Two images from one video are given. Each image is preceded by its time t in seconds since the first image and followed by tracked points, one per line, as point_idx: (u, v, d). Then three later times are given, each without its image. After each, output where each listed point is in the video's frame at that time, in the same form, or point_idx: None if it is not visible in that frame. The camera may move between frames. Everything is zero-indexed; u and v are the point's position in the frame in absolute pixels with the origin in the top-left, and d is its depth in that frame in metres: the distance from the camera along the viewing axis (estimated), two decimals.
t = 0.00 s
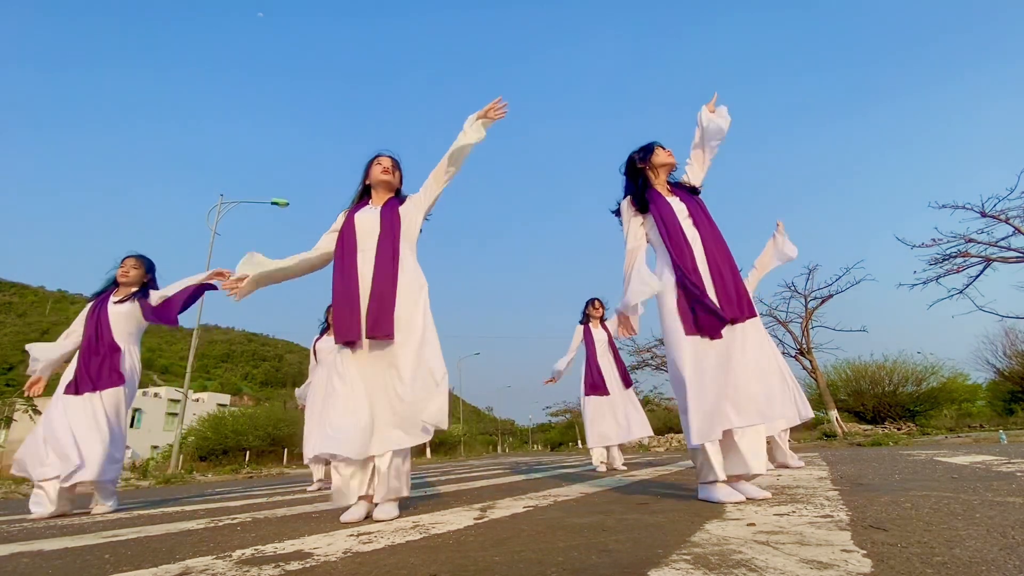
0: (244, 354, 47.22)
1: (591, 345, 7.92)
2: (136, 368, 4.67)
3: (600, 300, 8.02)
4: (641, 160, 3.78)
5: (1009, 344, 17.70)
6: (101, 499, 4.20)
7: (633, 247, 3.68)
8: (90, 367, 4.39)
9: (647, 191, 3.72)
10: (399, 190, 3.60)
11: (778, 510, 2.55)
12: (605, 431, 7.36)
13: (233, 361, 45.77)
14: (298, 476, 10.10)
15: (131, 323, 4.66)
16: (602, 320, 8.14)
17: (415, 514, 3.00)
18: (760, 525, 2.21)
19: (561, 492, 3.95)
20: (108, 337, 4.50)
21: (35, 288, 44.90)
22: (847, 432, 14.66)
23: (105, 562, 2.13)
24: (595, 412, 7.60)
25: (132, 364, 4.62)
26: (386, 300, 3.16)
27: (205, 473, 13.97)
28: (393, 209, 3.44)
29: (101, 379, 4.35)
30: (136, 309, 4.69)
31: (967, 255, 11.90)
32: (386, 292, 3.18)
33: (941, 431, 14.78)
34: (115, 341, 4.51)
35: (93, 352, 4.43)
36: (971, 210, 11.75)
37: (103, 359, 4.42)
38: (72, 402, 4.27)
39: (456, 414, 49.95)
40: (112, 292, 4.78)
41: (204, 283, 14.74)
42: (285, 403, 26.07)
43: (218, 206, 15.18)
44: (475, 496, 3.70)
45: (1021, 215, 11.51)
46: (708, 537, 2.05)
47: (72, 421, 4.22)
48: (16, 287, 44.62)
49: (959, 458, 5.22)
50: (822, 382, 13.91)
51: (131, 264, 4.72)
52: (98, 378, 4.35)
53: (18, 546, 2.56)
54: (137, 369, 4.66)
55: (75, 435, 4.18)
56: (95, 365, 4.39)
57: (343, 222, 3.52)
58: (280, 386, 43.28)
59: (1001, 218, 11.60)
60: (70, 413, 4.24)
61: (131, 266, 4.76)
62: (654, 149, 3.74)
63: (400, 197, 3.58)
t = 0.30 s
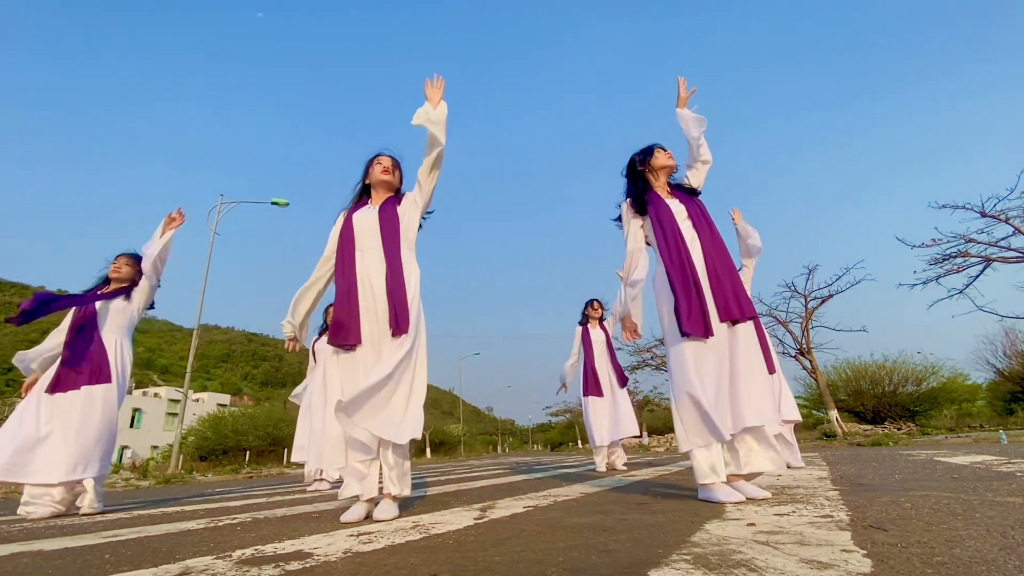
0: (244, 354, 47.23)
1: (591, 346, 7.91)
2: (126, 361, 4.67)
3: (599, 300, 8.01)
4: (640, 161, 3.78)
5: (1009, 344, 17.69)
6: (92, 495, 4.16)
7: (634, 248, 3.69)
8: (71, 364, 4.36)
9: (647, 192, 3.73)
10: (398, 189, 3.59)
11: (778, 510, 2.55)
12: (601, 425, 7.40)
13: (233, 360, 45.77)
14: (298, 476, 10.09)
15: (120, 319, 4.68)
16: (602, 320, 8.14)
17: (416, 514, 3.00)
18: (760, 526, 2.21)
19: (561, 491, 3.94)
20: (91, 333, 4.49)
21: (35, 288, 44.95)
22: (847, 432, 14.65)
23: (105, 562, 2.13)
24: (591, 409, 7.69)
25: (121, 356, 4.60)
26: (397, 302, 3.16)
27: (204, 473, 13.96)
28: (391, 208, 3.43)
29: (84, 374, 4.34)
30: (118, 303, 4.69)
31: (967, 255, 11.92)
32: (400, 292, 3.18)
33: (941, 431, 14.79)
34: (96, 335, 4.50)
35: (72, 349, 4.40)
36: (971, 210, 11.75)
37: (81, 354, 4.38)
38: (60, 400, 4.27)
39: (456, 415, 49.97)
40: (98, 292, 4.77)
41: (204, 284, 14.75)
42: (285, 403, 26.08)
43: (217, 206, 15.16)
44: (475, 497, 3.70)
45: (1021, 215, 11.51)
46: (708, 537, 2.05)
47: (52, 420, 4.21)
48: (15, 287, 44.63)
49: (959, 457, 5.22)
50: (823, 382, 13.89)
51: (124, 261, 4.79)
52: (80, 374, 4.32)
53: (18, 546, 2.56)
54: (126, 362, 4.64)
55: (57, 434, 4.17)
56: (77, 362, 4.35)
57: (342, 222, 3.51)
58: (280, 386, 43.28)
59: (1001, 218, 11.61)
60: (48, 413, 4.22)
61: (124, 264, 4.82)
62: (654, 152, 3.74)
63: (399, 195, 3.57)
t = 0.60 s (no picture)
0: (244, 354, 47.24)
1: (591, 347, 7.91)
2: (126, 359, 4.64)
3: (599, 301, 8.00)
4: (642, 164, 3.78)
5: (1009, 344, 17.69)
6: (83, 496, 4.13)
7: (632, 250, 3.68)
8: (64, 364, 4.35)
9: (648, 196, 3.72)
10: (398, 188, 3.58)
11: (778, 510, 2.55)
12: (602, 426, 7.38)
13: (233, 360, 45.78)
14: (298, 477, 10.10)
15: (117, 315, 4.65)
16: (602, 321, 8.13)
17: (416, 514, 3.00)
18: (760, 526, 2.21)
19: (561, 492, 3.94)
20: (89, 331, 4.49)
21: (35, 288, 44.98)
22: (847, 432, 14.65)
23: (105, 562, 2.13)
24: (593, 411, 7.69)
25: (121, 353, 4.57)
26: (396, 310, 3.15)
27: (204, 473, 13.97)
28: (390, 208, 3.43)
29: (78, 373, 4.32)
30: (116, 302, 4.68)
31: (967, 256, 11.95)
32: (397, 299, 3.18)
33: (941, 431, 14.79)
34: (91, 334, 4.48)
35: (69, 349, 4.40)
36: (971, 210, 11.78)
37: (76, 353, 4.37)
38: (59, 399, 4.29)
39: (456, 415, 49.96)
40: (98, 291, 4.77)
41: (204, 284, 14.75)
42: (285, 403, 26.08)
43: (217, 206, 15.15)
44: (475, 496, 3.70)
45: (1021, 215, 11.54)
46: (707, 537, 2.05)
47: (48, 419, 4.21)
48: (15, 287, 44.63)
49: (959, 458, 5.22)
50: (823, 382, 13.88)
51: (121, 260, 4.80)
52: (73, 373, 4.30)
53: (18, 546, 2.56)
54: (126, 357, 4.61)
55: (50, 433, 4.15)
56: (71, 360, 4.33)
57: (341, 222, 3.51)
58: (280, 386, 43.26)
59: (1001, 218, 11.63)
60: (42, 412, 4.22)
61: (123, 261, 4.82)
62: (656, 153, 3.73)
63: (399, 195, 3.57)
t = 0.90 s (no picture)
0: (244, 354, 47.24)
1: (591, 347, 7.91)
2: (128, 359, 4.63)
3: (599, 301, 8.01)
4: (643, 165, 3.76)
5: (1009, 344, 17.69)
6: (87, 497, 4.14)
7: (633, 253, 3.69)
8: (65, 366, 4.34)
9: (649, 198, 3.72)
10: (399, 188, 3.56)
11: (778, 510, 2.55)
12: (603, 435, 7.30)
13: (233, 360, 45.78)
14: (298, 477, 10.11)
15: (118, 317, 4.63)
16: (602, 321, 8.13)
17: (416, 515, 3.00)
18: (760, 525, 2.21)
19: (561, 491, 3.94)
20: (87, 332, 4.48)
21: (35, 287, 45.01)
22: (847, 432, 14.66)
23: (105, 562, 2.13)
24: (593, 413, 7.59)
25: (122, 354, 4.56)
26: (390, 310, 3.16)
27: (205, 473, 13.98)
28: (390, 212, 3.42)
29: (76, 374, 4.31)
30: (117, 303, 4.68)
31: (967, 256, 11.96)
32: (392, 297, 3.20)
33: (941, 431, 14.80)
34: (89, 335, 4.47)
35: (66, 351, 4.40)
36: (971, 211, 11.83)
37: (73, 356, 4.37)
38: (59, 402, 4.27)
39: (456, 415, 49.97)
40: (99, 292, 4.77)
41: (204, 284, 14.74)
42: (285, 403, 26.09)
43: (218, 206, 15.15)
44: (476, 497, 3.70)
45: (1021, 215, 11.57)
46: (708, 537, 2.05)
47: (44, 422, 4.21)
48: (16, 287, 44.62)
49: (959, 457, 5.23)
50: (822, 382, 13.86)
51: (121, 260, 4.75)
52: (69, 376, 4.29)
53: (18, 546, 2.56)
54: (128, 359, 4.61)
55: (47, 437, 4.16)
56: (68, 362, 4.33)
57: (342, 226, 3.50)
58: (280, 386, 43.26)
59: (1001, 218, 11.66)
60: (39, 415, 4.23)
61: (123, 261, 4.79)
62: (656, 154, 3.70)
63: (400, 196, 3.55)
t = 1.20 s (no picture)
0: (244, 354, 47.22)
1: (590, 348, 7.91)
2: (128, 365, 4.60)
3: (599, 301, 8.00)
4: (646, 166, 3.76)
5: (1009, 344, 17.67)
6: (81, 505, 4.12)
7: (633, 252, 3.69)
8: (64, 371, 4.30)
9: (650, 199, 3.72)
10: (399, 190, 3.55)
11: (778, 510, 2.55)
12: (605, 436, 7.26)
13: (233, 360, 45.77)
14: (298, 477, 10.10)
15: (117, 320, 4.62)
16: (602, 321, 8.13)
17: (417, 514, 2.99)
18: (760, 526, 2.21)
19: (561, 492, 3.94)
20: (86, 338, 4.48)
21: (35, 287, 45.02)
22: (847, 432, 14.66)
23: (105, 562, 2.13)
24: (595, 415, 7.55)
25: (121, 357, 4.55)
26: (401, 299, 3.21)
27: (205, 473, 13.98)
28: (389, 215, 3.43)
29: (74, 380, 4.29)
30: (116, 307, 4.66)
31: (967, 256, 11.97)
32: (399, 283, 3.28)
33: (941, 431, 14.79)
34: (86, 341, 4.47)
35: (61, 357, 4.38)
36: (971, 210, 11.84)
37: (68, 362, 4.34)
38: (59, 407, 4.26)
39: (456, 415, 49.94)
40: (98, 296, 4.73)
41: (204, 284, 14.72)
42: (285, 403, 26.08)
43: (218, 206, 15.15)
44: (476, 497, 3.69)
45: (1021, 215, 11.58)
46: (708, 538, 2.05)
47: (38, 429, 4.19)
48: (16, 287, 44.63)
49: (959, 458, 5.22)
50: (823, 382, 13.85)
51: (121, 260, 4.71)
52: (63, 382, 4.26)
53: (19, 546, 2.56)
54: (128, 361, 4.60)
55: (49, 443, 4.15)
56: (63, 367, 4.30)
57: (342, 228, 3.49)
58: (280, 386, 43.26)
59: (1001, 218, 11.68)
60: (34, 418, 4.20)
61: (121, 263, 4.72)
62: (659, 155, 3.70)
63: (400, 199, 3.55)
